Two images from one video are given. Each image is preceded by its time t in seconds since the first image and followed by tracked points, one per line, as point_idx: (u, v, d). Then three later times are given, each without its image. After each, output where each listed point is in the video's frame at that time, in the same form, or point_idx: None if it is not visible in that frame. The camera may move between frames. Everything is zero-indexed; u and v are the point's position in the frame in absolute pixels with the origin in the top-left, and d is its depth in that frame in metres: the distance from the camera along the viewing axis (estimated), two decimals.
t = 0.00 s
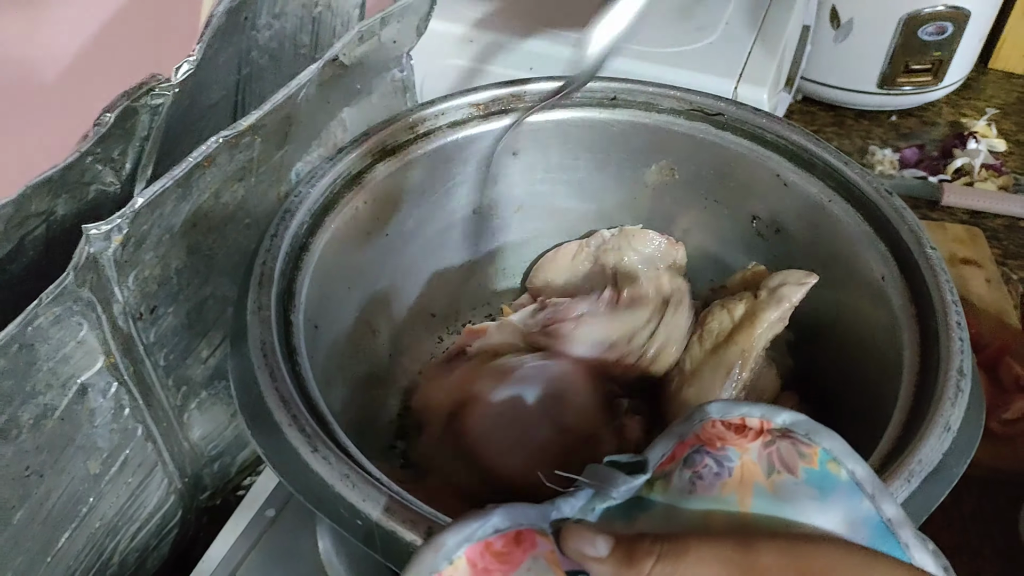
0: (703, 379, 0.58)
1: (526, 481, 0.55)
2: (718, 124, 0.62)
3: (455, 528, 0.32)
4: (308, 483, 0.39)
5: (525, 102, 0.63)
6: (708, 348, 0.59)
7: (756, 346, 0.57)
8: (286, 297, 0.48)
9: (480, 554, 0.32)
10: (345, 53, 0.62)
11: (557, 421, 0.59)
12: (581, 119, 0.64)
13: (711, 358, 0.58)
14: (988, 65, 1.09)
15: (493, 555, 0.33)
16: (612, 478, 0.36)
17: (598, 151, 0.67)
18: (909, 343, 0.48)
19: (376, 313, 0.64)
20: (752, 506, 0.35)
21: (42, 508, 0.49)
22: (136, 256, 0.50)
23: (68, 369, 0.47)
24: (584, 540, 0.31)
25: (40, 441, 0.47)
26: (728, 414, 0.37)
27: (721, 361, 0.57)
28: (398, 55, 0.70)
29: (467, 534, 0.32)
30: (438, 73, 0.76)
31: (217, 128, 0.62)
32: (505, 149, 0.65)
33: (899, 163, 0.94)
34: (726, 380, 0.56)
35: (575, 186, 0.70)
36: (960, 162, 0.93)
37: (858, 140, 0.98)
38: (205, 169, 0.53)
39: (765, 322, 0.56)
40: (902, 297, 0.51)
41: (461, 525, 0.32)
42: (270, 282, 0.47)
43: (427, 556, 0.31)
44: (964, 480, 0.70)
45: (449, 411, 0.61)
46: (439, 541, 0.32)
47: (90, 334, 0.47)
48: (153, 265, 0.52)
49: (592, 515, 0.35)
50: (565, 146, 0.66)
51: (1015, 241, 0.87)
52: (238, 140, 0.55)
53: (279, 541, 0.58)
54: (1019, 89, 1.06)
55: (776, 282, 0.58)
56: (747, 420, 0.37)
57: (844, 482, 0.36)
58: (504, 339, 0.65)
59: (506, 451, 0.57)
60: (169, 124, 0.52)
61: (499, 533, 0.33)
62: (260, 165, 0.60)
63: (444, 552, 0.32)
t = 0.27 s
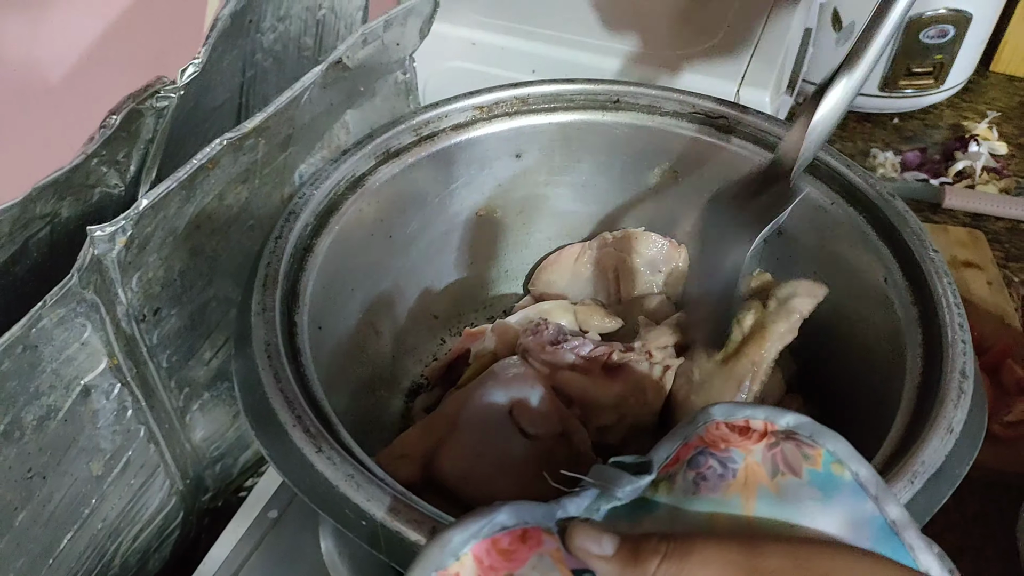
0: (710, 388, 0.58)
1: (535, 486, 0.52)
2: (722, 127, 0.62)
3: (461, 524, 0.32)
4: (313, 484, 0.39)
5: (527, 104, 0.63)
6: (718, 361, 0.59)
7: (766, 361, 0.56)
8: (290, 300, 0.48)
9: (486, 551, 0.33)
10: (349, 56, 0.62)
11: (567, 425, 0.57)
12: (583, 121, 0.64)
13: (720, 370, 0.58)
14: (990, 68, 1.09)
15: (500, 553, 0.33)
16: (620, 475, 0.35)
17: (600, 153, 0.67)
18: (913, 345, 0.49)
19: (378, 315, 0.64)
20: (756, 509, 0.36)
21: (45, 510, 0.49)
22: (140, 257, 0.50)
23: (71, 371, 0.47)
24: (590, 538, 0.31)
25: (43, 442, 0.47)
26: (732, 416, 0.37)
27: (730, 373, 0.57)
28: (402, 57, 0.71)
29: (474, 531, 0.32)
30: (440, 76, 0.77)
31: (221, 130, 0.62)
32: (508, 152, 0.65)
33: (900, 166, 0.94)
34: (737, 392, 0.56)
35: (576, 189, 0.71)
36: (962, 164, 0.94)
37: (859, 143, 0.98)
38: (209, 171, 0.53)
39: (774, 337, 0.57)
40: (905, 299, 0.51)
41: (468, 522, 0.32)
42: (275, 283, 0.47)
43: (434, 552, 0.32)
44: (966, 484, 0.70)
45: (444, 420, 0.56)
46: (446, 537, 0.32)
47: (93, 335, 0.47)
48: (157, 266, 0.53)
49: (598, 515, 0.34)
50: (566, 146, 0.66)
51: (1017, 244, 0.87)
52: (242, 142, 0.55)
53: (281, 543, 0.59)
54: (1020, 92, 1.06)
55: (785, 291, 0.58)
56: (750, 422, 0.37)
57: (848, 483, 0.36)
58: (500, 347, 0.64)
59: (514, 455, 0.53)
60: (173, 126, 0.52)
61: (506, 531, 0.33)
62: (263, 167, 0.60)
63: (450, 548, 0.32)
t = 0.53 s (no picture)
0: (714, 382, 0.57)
1: (529, 473, 0.52)
2: (724, 122, 0.61)
3: (472, 515, 0.32)
4: (316, 480, 0.39)
5: (528, 98, 0.62)
6: (705, 371, 0.59)
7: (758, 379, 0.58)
8: (291, 294, 0.48)
9: (496, 541, 0.32)
10: (350, 48, 0.61)
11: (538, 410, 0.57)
12: (583, 116, 0.63)
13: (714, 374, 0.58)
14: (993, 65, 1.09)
15: (510, 543, 0.33)
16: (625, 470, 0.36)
17: (603, 147, 0.67)
18: (918, 340, 0.48)
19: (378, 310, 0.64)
20: (764, 504, 0.36)
21: (43, 503, 0.49)
22: (139, 250, 0.49)
23: (70, 363, 0.47)
24: (601, 530, 0.31)
25: (42, 434, 0.47)
26: (739, 412, 0.37)
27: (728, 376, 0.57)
28: (404, 50, 0.70)
29: (486, 520, 0.32)
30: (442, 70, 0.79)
31: (221, 122, 0.61)
32: (508, 146, 0.65)
33: (902, 163, 0.93)
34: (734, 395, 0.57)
35: (576, 183, 0.71)
36: (964, 161, 0.93)
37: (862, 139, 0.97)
38: (209, 163, 0.52)
39: (762, 349, 0.58)
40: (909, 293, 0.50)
41: (479, 511, 0.32)
42: (276, 276, 0.47)
43: (444, 541, 0.32)
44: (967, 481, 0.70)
45: (422, 422, 0.55)
46: (457, 526, 0.32)
47: (93, 328, 0.47)
48: (156, 259, 0.52)
49: (606, 510, 0.35)
50: (569, 141, 0.66)
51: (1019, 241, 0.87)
52: (242, 134, 0.54)
53: (281, 537, 0.58)
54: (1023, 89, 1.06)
55: (773, 302, 0.60)
56: (758, 417, 0.37)
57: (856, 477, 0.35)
58: (457, 342, 0.64)
59: (501, 444, 0.53)
60: (172, 117, 0.52)
61: (517, 521, 0.33)
62: (264, 160, 0.60)
63: (460, 538, 0.32)
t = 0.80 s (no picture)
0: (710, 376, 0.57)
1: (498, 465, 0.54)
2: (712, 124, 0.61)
3: (478, 514, 0.32)
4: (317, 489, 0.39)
5: (519, 103, 0.63)
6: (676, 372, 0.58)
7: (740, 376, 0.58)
8: (287, 301, 0.48)
9: (502, 540, 0.33)
10: (348, 50, 0.61)
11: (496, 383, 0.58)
12: (575, 119, 0.64)
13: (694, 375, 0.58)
14: (991, 64, 1.09)
15: (516, 542, 0.33)
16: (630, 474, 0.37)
17: (596, 151, 0.67)
18: (912, 336, 0.48)
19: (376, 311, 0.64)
20: (770, 509, 0.35)
21: (44, 506, 0.49)
22: (139, 253, 0.50)
23: (71, 366, 0.47)
24: (608, 531, 0.31)
25: (44, 437, 0.47)
26: (743, 416, 0.37)
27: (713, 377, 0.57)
28: (402, 51, 0.70)
29: (492, 519, 0.32)
30: (438, 71, 0.78)
31: (220, 125, 0.62)
32: (500, 149, 0.65)
33: (901, 162, 0.94)
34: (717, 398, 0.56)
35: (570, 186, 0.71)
36: (963, 160, 0.93)
37: (860, 139, 0.97)
38: (208, 166, 0.52)
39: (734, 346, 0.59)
40: (903, 290, 0.50)
41: (485, 511, 0.32)
42: (272, 283, 0.47)
43: (450, 539, 0.32)
44: (966, 480, 0.70)
45: (388, 423, 0.54)
46: (462, 525, 0.32)
47: (93, 331, 0.47)
48: (156, 262, 0.52)
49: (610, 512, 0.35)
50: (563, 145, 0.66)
51: (1017, 240, 0.87)
52: (241, 137, 0.54)
53: (281, 539, 0.59)
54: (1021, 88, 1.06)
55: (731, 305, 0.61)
56: (762, 421, 0.37)
57: (862, 481, 0.35)
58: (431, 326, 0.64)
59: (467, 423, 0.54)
60: (172, 120, 0.52)
61: (523, 520, 0.33)
62: (263, 162, 0.60)
63: (466, 537, 0.32)
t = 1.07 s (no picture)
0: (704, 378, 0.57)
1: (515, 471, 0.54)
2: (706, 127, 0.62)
3: (473, 515, 0.33)
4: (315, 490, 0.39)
5: (515, 107, 0.63)
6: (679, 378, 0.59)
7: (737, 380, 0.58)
8: (286, 306, 0.48)
9: (498, 540, 0.34)
10: (345, 56, 0.62)
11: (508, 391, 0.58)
12: (569, 124, 0.64)
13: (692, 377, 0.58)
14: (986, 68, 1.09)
15: (511, 542, 0.34)
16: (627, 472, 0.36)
17: (590, 156, 0.68)
18: (903, 338, 0.49)
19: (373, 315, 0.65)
20: (764, 507, 0.35)
21: (41, 508, 0.49)
22: (136, 257, 0.50)
23: (68, 370, 0.47)
24: (602, 530, 0.32)
25: (41, 440, 0.47)
26: (737, 415, 0.38)
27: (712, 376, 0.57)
28: (399, 57, 0.71)
29: (487, 520, 0.33)
30: (436, 77, 0.80)
31: (217, 130, 0.62)
32: (496, 154, 0.66)
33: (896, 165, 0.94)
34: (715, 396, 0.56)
35: (565, 190, 0.72)
36: (958, 163, 0.94)
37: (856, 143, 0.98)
38: (205, 171, 0.53)
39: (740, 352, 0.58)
40: (896, 292, 0.51)
41: (480, 512, 0.33)
42: (270, 289, 0.48)
43: (446, 540, 0.33)
44: (960, 482, 0.70)
45: (408, 428, 0.53)
46: (458, 526, 0.33)
47: (90, 334, 0.48)
48: (154, 266, 0.53)
49: (606, 511, 0.35)
50: (557, 149, 0.67)
51: (1011, 243, 0.88)
52: (238, 142, 0.55)
53: (278, 541, 0.59)
54: (1016, 92, 1.06)
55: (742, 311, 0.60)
56: (755, 421, 0.38)
57: (853, 480, 0.36)
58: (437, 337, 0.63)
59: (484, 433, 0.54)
60: (169, 127, 0.53)
61: (517, 521, 0.34)
62: (260, 167, 0.60)
63: (462, 538, 0.33)
